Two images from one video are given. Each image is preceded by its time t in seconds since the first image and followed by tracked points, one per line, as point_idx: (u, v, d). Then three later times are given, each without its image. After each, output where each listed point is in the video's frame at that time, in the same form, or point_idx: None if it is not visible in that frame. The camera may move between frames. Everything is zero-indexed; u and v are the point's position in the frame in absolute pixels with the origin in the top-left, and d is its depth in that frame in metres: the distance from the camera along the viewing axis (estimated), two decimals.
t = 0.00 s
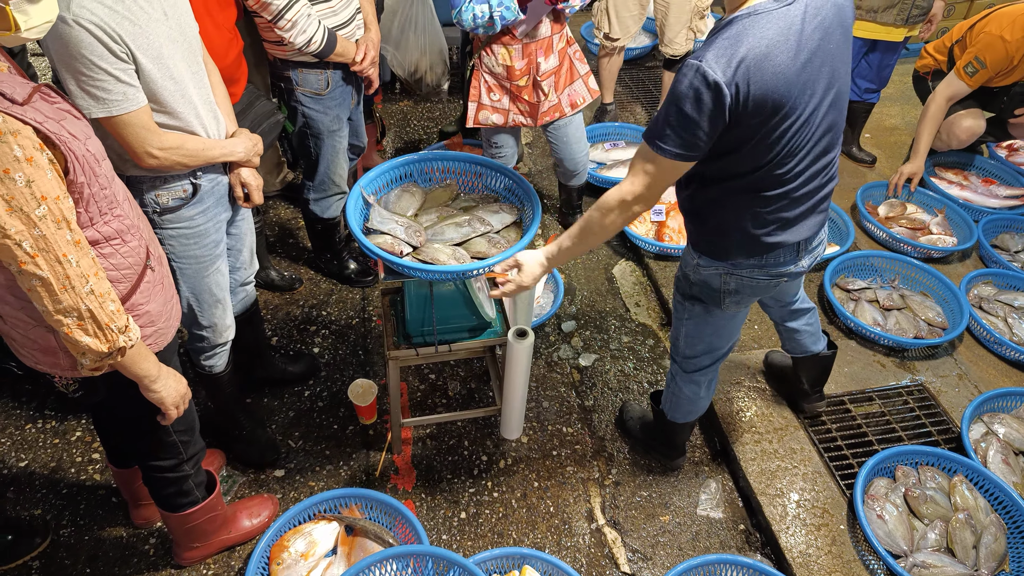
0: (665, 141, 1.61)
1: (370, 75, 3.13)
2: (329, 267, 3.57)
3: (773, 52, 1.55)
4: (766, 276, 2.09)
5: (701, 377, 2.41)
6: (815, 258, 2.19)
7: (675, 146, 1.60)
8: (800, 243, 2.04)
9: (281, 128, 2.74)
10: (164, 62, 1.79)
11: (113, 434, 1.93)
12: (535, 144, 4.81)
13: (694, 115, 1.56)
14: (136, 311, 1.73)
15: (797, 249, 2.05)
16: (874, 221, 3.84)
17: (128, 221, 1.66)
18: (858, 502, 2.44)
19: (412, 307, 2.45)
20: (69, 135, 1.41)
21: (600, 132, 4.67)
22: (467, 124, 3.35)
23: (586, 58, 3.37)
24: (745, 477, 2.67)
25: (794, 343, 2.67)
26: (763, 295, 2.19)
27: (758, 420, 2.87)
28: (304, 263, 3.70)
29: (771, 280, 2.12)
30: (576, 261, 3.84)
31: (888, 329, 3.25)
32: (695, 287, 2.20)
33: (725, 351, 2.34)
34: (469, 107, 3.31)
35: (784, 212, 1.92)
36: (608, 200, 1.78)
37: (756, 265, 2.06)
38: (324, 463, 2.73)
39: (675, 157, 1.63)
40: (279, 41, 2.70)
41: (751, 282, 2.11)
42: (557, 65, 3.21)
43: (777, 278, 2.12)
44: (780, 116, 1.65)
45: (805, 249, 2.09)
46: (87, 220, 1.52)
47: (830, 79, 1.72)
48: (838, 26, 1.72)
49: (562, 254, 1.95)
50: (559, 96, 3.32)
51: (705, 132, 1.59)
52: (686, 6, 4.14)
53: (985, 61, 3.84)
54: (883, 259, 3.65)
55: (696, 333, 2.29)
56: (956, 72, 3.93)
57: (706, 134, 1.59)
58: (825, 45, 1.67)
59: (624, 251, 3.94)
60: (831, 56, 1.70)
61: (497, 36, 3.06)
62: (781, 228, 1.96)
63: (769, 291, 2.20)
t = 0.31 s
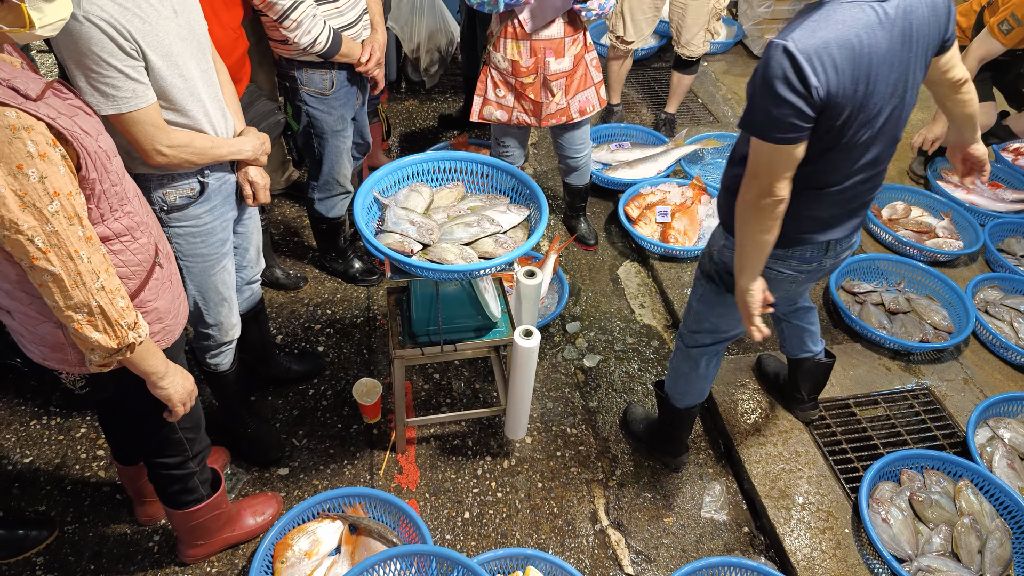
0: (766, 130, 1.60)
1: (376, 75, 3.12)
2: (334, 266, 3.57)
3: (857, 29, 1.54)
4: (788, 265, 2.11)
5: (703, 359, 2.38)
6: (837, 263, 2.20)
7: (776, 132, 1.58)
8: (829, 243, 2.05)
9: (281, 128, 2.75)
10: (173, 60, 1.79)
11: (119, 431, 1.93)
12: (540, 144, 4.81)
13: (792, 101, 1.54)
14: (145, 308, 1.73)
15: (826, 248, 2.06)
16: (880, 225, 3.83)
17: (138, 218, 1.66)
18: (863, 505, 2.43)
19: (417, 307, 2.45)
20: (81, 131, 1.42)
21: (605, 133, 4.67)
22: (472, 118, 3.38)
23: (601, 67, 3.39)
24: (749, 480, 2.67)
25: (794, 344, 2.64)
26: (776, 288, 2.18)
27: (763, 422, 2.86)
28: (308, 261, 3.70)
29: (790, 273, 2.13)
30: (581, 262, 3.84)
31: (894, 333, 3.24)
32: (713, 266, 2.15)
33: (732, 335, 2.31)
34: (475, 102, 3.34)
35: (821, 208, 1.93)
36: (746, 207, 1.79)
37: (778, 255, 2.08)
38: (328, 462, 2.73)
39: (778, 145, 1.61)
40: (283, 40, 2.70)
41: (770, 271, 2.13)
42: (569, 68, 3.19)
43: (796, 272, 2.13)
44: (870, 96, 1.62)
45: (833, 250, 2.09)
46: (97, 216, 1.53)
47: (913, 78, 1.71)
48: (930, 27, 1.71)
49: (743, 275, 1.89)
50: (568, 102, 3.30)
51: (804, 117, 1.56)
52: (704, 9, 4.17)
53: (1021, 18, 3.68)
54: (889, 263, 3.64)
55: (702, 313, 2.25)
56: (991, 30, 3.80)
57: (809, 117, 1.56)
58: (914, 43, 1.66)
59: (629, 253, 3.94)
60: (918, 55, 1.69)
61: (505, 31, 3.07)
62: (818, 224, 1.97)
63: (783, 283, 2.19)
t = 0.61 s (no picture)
0: (903, 105, 1.53)
1: (378, 76, 3.12)
2: (337, 266, 3.57)
3: (995, 19, 1.58)
4: (891, 266, 2.05)
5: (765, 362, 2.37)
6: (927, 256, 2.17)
7: (915, 108, 1.53)
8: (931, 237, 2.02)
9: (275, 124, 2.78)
10: (177, 59, 1.78)
11: (122, 431, 1.93)
12: (542, 144, 4.80)
13: (937, 74, 1.51)
14: (148, 307, 1.72)
15: (926, 241, 2.03)
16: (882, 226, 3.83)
17: (141, 217, 1.65)
18: (867, 507, 2.43)
19: (420, 307, 2.44)
20: (85, 130, 1.41)
21: (608, 133, 4.67)
22: (486, 109, 3.40)
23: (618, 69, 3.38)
24: (752, 481, 2.67)
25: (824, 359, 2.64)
26: (874, 292, 2.14)
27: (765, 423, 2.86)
28: (310, 261, 3.70)
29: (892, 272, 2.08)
30: (583, 262, 3.83)
31: (897, 334, 3.22)
32: (801, 276, 2.11)
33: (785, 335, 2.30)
34: (490, 93, 3.35)
35: (927, 198, 1.88)
36: (828, 187, 1.72)
37: (885, 257, 2.02)
38: (330, 462, 2.72)
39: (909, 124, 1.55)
40: (285, 40, 2.69)
41: (868, 273, 2.06)
42: (586, 68, 3.19)
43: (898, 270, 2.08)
44: (983, 92, 1.65)
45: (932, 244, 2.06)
46: (101, 215, 1.52)
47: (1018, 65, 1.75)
48: None
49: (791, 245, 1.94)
50: (583, 101, 3.29)
51: (947, 94, 1.54)
52: (715, 10, 4.15)
53: None
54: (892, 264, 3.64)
55: (772, 320, 2.25)
56: None
57: (946, 99, 1.54)
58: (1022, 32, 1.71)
59: (631, 253, 3.94)
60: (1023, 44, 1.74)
61: (526, 25, 3.08)
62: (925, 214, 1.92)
63: (880, 284, 2.12)
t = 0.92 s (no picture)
0: (889, 139, 1.53)
1: (379, 76, 3.11)
2: (337, 265, 3.56)
3: (1004, 42, 1.51)
4: (929, 290, 1.98)
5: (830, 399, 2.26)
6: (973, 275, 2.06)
7: (901, 142, 1.53)
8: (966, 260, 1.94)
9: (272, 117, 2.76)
10: (175, 58, 1.77)
11: (122, 431, 1.92)
12: (543, 143, 4.79)
13: (923, 110, 1.49)
14: (146, 309, 1.72)
15: (963, 265, 1.95)
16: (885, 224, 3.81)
17: (138, 218, 1.64)
18: (870, 506, 2.42)
19: (421, 307, 2.43)
20: (80, 132, 1.40)
21: (609, 132, 4.65)
22: (488, 105, 3.40)
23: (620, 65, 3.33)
24: (754, 481, 2.66)
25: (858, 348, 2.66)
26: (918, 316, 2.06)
27: (767, 423, 2.85)
28: (311, 260, 3.69)
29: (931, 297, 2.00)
30: (584, 261, 3.82)
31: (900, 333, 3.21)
32: (841, 304, 2.08)
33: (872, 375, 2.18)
34: (493, 89, 3.35)
35: (954, 224, 1.83)
36: (822, 196, 1.78)
37: (920, 279, 1.95)
38: (331, 462, 2.72)
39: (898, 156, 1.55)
40: (285, 40, 2.68)
41: (908, 299, 1.99)
42: (588, 66, 3.18)
43: (937, 294, 2.00)
44: (994, 111, 1.58)
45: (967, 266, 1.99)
46: (97, 217, 1.51)
47: None
48: None
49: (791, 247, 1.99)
50: (585, 98, 3.28)
51: (937, 125, 1.51)
52: (717, 9, 4.14)
53: None
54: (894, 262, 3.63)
55: (838, 357, 2.16)
56: None
57: (937, 131, 1.52)
58: None
59: (633, 252, 3.93)
60: None
61: (529, 23, 3.07)
62: (954, 239, 1.85)
63: (923, 308, 2.04)
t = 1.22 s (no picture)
0: (906, 143, 1.51)
1: (382, 77, 3.10)
2: (340, 266, 3.56)
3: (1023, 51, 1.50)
4: (937, 293, 1.96)
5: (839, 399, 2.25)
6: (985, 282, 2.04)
7: (920, 145, 1.50)
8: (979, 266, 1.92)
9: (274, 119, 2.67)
10: (176, 61, 1.77)
11: (124, 433, 1.92)
12: (546, 144, 4.79)
13: (939, 112, 1.47)
14: (147, 312, 1.72)
15: (975, 271, 1.93)
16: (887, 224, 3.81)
17: (139, 221, 1.64)
18: (873, 508, 2.42)
19: (424, 308, 2.43)
20: (80, 135, 1.40)
21: (612, 132, 4.65)
22: (490, 109, 3.38)
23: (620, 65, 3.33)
24: (757, 482, 2.65)
25: (895, 380, 2.53)
26: (924, 320, 2.05)
27: (770, 424, 2.84)
28: (313, 261, 3.69)
29: (939, 301, 1.98)
30: (586, 262, 3.82)
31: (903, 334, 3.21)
32: (849, 301, 2.07)
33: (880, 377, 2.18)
34: (493, 94, 3.34)
35: (967, 234, 1.82)
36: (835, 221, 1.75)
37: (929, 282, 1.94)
38: (333, 463, 2.71)
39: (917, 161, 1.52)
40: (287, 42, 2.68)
41: (915, 302, 1.98)
42: (589, 67, 3.17)
43: (946, 298, 1.98)
44: (1012, 119, 1.56)
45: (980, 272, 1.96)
46: (97, 220, 1.51)
47: None
48: None
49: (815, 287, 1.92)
50: (586, 99, 3.28)
51: (954, 130, 1.50)
52: (723, 10, 4.13)
53: None
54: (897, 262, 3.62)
55: (844, 358, 2.16)
56: None
57: (954, 135, 1.50)
58: None
59: (636, 253, 3.92)
60: None
61: (529, 26, 3.06)
62: (966, 250, 1.85)
63: (930, 313, 2.02)
